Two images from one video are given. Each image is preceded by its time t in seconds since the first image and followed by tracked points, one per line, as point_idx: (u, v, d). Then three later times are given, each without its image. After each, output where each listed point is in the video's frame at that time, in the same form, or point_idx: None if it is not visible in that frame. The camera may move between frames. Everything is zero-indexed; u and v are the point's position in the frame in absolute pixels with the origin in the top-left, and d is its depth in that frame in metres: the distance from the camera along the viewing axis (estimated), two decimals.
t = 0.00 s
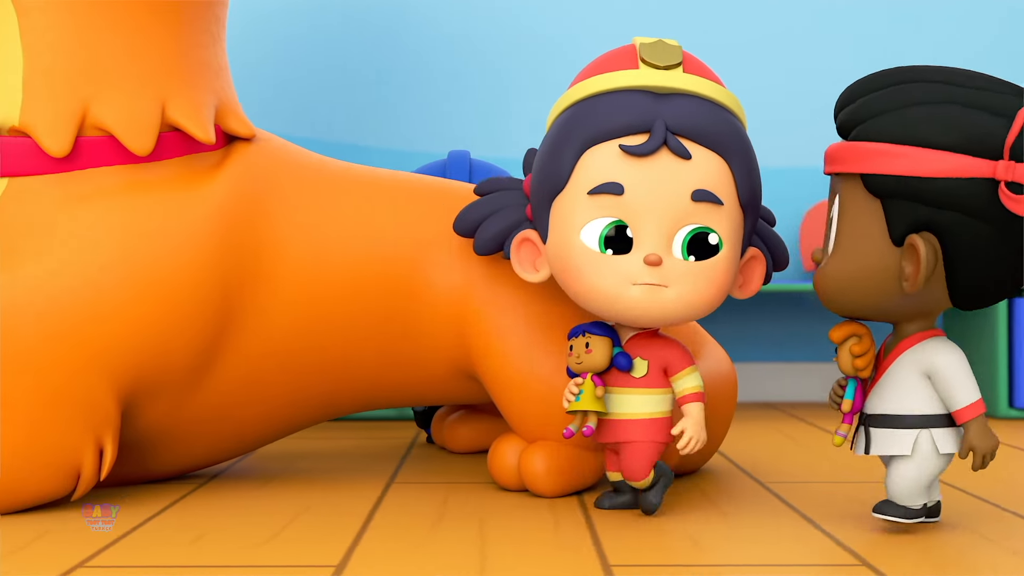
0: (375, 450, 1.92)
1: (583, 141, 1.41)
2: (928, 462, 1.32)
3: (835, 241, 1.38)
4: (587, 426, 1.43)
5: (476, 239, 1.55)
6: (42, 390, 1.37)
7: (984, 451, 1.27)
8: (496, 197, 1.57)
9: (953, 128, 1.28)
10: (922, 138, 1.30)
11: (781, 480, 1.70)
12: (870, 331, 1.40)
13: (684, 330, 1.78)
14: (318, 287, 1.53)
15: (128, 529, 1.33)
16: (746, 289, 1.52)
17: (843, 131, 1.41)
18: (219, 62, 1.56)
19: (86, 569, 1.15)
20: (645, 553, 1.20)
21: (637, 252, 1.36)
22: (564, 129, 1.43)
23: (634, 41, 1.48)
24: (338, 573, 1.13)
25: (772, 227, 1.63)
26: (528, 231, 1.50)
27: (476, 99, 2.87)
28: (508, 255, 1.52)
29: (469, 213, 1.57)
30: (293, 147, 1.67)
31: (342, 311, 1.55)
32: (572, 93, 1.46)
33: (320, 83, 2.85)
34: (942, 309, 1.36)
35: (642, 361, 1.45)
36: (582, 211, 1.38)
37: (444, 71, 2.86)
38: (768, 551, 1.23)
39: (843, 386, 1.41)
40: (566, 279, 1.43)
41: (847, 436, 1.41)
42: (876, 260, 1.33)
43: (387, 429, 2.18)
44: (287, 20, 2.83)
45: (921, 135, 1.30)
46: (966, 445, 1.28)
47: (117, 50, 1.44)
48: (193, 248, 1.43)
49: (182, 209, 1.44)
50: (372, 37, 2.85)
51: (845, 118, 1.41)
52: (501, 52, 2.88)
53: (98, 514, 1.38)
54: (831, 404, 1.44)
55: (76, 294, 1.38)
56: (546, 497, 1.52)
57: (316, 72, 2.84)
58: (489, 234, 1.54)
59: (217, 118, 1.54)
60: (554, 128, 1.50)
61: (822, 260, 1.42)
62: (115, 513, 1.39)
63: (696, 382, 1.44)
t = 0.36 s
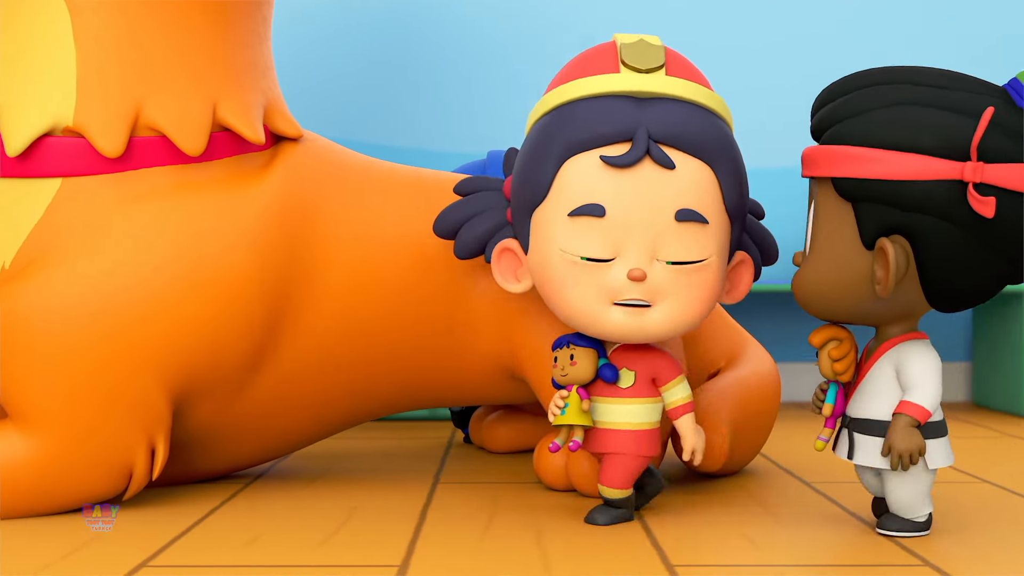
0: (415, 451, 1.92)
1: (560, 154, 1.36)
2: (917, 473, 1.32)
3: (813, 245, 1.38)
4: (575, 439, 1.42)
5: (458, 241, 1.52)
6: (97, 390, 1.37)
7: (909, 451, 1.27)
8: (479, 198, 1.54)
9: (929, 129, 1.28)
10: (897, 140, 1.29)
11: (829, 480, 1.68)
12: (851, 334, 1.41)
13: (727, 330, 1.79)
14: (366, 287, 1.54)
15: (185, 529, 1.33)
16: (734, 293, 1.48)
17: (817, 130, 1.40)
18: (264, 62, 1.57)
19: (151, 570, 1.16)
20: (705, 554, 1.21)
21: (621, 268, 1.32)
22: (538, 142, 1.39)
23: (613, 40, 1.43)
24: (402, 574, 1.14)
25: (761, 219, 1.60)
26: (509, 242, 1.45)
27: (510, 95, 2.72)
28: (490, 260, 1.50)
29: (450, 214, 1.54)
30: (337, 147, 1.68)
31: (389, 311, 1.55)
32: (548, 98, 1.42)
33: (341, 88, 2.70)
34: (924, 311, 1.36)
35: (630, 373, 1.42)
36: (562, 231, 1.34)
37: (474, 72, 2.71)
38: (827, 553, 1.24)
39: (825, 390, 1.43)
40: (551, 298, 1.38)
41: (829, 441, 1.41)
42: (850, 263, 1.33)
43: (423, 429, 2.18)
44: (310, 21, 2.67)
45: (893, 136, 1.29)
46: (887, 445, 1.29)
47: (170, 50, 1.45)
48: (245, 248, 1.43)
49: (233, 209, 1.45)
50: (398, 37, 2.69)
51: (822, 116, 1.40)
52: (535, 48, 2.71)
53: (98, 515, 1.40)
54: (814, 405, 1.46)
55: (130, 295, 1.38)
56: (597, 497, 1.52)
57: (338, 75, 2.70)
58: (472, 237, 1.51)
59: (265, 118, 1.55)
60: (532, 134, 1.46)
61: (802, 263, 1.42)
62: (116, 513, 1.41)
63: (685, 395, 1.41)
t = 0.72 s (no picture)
0: (442, 450, 1.93)
1: (535, 147, 1.37)
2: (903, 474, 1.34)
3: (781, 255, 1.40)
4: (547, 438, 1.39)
5: (446, 240, 1.50)
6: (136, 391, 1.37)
7: (855, 453, 1.31)
8: (466, 197, 1.52)
9: (894, 138, 1.30)
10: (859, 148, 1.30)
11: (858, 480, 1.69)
12: (825, 345, 1.42)
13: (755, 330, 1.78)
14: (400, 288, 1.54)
15: (222, 531, 1.35)
16: (718, 291, 1.47)
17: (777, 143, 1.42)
18: (297, 61, 1.57)
19: (194, 570, 1.17)
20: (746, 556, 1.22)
21: (593, 259, 1.32)
22: (513, 138, 1.40)
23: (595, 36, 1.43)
24: None
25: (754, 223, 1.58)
26: (489, 237, 1.45)
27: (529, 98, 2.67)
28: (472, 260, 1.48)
29: (440, 211, 1.51)
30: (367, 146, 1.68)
31: (422, 311, 1.56)
32: (528, 93, 1.42)
33: (360, 87, 2.65)
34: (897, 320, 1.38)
35: (605, 369, 1.40)
36: (536, 217, 1.35)
37: (494, 72, 2.67)
38: (866, 555, 1.25)
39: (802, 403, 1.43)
40: (522, 290, 1.39)
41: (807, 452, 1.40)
42: (816, 274, 1.35)
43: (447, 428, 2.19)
44: (329, 21, 2.63)
45: (855, 145, 1.31)
46: (836, 438, 1.34)
47: (205, 50, 1.46)
48: (282, 248, 1.43)
49: (269, 209, 1.45)
50: (417, 36, 2.65)
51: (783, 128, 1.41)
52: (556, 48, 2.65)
53: (97, 515, 1.40)
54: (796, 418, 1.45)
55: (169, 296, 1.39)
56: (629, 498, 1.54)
57: (358, 75, 2.64)
58: (462, 235, 1.48)
59: (299, 119, 1.55)
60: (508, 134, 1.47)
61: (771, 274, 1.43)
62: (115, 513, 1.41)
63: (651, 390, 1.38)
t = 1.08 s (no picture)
0: (456, 450, 1.93)
1: (504, 131, 1.35)
2: (848, 473, 1.31)
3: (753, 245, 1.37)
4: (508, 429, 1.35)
5: (402, 233, 1.49)
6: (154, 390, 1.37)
7: (921, 458, 1.27)
8: (423, 189, 1.51)
9: (871, 131, 1.27)
10: (838, 139, 1.28)
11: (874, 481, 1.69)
12: (793, 339, 1.39)
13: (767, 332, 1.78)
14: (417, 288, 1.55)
15: (239, 531, 1.35)
16: (680, 287, 1.46)
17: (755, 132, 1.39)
18: (313, 61, 1.58)
19: (215, 569, 1.18)
20: (767, 557, 1.23)
21: (561, 244, 1.30)
22: (481, 124, 1.38)
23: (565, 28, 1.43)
24: None
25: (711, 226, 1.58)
26: (449, 223, 1.43)
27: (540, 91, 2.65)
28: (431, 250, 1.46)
29: (395, 205, 1.50)
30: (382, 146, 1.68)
31: (439, 312, 1.56)
32: (497, 78, 1.41)
33: (370, 88, 2.64)
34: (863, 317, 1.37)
35: (568, 361, 1.38)
36: (504, 200, 1.32)
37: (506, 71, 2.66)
38: (886, 554, 1.26)
39: (767, 397, 1.39)
40: (487, 276, 1.36)
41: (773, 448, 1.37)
42: (791, 265, 1.32)
43: (459, 430, 2.18)
44: (339, 21, 2.63)
45: (832, 136, 1.29)
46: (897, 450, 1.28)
47: (223, 50, 1.47)
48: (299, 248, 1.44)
49: (287, 208, 1.45)
50: (427, 36, 2.64)
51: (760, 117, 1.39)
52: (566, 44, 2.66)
53: (97, 515, 1.39)
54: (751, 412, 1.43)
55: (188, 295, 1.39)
56: (645, 496, 1.55)
57: (368, 75, 2.64)
58: (420, 228, 1.47)
59: (315, 119, 1.56)
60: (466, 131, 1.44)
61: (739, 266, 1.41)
62: (115, 514, 1.40)
63: (626, 386, 1.39)
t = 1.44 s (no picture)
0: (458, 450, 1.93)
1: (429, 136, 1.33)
2: (778, 480, 1.28)
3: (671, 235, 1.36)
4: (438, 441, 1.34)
5: (340, 236, 1.45)
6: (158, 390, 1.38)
7: (722, 438, 1.27)
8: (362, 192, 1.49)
9: (780, 120, 1.24)
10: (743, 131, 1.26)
11: (878, 481, 1.69)
12: (712, 329, 1.39)
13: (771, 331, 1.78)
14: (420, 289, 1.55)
15: (244, 531, 1.35)
16: (616, 291, 1.43)
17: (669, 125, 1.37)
18: (315, 62, 1.59)
19: (220, 569, 1.18)
20: (771, 556, 1.23)
21: (484, 253, 1.28)
22: (406, 130, 1.36)
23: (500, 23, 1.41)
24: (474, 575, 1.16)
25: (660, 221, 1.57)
26: (381, 231, 1.41)
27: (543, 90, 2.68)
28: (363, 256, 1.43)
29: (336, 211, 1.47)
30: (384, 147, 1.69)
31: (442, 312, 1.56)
32: (424, 79, 1.39)
33: (372, 88, 2.65)
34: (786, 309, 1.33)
35: (500, 369, 1.36)
36: (427, 209, 1.31)
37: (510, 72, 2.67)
38: (888, 553, 1.26)
39: (685, 387, 1.39)
40: (414, 287, 1.34)
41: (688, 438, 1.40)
42: (698, 253, 1.32)
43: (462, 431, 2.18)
44: (341, 21, 2.63)
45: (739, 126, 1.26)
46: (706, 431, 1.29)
47: (226, 50, 1.47)
48: (302, 247, 1.44)
49: (290, 208, 1.46)
50: (428, 36, 2.64)
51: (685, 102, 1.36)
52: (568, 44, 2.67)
53: (97, 515, 1.39)
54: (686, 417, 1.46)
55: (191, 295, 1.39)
56: (650, 497, 1.53)
57: (369, 76, 2.64)
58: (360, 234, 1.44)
59: (318, 120, 1.57)
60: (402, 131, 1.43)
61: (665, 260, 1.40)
62: (115, 514, 1.40)
63: (556, 392, 1.35)
